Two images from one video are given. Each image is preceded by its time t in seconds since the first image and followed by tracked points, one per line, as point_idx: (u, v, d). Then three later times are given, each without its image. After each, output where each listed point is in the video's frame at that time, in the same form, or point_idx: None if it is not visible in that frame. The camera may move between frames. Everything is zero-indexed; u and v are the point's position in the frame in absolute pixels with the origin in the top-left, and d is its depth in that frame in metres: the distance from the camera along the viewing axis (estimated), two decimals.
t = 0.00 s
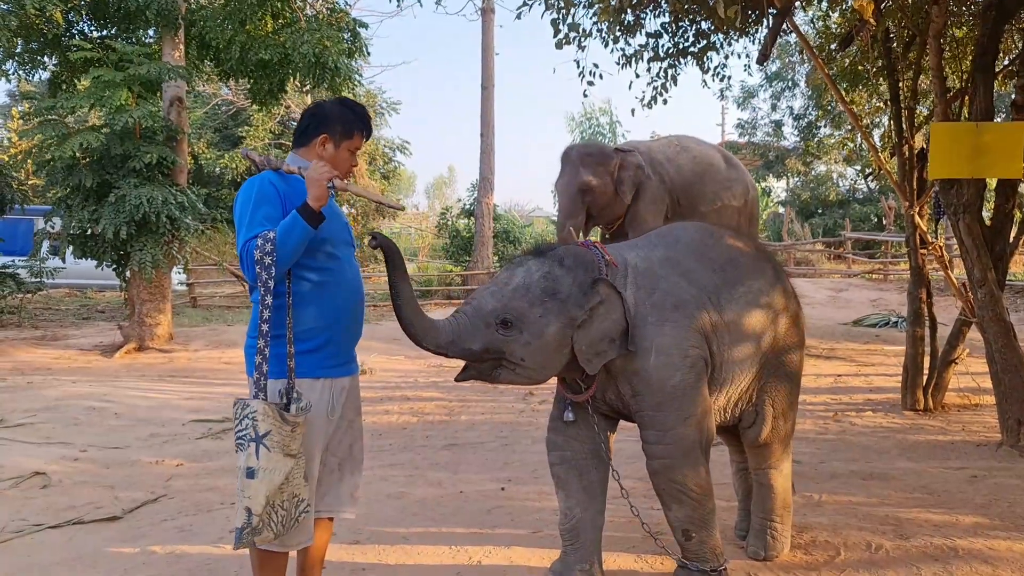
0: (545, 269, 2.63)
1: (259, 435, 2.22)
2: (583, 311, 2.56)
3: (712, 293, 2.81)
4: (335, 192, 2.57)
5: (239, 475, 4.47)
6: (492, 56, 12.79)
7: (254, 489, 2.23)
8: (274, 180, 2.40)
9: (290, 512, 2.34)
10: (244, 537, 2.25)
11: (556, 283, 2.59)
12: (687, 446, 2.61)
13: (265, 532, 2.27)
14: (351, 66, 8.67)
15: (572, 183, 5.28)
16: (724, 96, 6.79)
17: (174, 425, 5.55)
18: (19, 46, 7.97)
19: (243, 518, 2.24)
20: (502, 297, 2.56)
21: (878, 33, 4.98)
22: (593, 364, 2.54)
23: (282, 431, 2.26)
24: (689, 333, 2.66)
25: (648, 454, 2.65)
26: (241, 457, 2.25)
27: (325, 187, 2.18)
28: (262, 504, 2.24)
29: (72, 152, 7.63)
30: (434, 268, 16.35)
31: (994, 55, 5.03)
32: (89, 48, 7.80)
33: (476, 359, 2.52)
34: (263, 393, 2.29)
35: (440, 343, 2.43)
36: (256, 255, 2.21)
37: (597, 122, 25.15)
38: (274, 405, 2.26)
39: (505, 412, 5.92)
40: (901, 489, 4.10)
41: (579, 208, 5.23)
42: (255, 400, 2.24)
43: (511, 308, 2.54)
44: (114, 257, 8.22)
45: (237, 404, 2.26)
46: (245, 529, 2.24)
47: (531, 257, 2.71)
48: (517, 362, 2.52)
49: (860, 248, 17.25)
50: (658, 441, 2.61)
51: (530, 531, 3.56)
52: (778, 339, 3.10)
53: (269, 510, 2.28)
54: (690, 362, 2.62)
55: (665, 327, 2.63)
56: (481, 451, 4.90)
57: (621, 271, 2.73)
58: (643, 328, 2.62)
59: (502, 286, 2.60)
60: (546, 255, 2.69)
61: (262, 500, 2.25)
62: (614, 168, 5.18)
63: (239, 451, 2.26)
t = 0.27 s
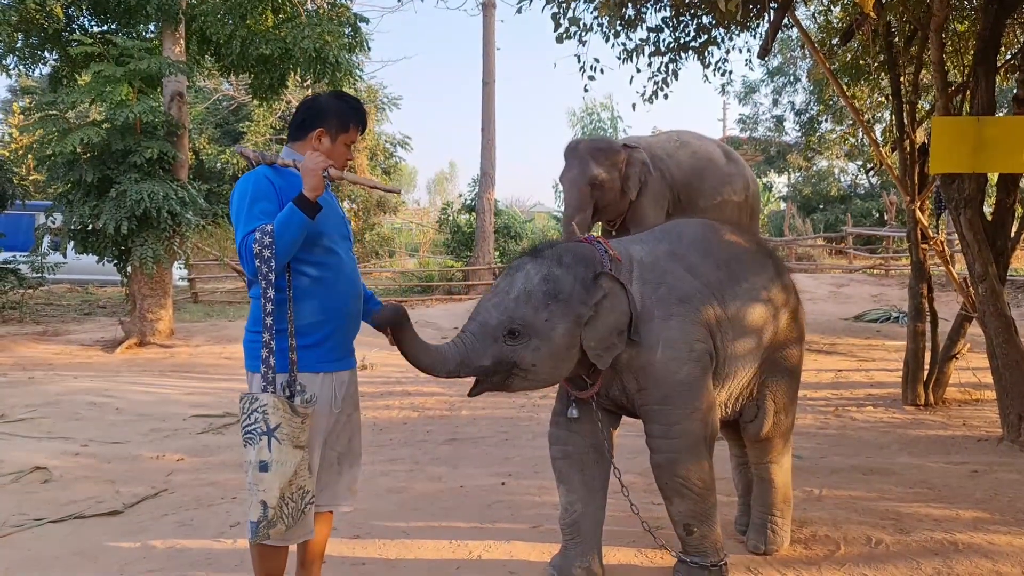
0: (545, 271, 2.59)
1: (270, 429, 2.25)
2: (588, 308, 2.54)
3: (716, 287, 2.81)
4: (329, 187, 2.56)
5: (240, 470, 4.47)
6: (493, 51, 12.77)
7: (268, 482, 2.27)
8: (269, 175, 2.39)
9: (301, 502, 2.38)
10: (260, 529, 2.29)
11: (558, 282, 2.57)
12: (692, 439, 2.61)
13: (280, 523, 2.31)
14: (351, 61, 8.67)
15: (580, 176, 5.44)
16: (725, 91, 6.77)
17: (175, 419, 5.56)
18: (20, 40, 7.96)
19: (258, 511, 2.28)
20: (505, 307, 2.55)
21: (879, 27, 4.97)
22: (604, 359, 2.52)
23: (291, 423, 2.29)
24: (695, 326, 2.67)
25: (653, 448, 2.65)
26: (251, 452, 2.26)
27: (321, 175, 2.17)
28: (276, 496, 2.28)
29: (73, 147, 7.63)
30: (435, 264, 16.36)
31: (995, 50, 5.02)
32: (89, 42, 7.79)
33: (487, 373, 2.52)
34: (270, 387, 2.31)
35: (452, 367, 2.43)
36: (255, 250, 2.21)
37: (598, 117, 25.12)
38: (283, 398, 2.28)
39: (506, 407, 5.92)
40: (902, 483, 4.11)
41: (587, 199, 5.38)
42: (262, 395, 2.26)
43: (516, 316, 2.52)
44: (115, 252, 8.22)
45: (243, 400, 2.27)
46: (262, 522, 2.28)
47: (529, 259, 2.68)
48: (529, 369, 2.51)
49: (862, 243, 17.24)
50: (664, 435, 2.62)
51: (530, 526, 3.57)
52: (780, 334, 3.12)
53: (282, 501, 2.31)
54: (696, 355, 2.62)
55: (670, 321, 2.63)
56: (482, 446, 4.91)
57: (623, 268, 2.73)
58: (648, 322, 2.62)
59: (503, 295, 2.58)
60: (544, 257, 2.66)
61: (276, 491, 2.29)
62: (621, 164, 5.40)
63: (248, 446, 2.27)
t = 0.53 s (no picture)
0: (543, 301, 2.48)
1: (279, 433, 2.26)
2: (595, 327, 2.45)
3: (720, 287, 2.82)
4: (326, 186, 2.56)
5: (241, 469, 4.48)
6: (494, 50, 12.77)
7: (282, 486, 2.27)
8: (264, 178, 2.39)
9: (309, 504, 2.39)
10: (278, 534, 2.30)
11: (560, 306, 2.46)
12: (699, 439, 2.62)
13: (295, 526, 2.32)
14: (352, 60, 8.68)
15: (590, 171, 5.44)
16: (726, 90, 6.77)
17: (176, 419, 5.57)
18: (20, 39, 7.97)
19: (275, 515, 2.28)
20: (513, 350, 2.41)
21: (880, 26, 4.97)
22: (626, 368, 2.44)
23: (297, 425, 2.30)
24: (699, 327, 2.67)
25: (660, 448, 2.66)
26: (261, 458, 2.27)
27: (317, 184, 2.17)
28: (290, 499, 2.29)
29: (73, 146, 7.63)
30: (435, 262, 16.36)
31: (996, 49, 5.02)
32: (90, 41, 7.79)
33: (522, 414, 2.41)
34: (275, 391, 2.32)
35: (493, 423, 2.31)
36: (248, 256, 2.22)
37: (598, 115, 25.12)
38: (287, 401, 2.30)
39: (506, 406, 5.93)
40: (901, 483, 4.11)
41: (597, 196, 5.40)
42: (268, 400, 2.27)
43: (530, 355, 2.39)
44: (116, 251, 8.23)
45: (247, 407, 2.28)
46: (279, 526, 2.29)
47: (522, 291, 2.55)
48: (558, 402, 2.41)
49: (862, 241, 17.24)
50: (671, 435, 2.61)
51: (530, 525, 3.58)
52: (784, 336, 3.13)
53: (295, 504, 2.32)
54: (702, 356, 2.63)
55: (676, 323, 2.64)
56: (482, 445, 4.92)
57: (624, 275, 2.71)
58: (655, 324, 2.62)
59: (510, 337, 2.44)
60: (536, 286, 2.54)
61: (290, 494, 2.30)
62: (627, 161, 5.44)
63: (257, 453, 2.27)
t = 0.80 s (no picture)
0: (547, 307, 2.57)
1: (267, 421, 2.26)
2: (598, 331, 2.53)
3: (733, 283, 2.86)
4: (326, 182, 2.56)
5: (241, 467, 4.48)
6: (494, 49, 12.76)
7: (267, 474, 2.27)
8: (264, 173, 2.40)
9: (299, 495, 2.37)
10: (263, 522, 2.29)
11: (563, 313, 2.55)
12: (707, 437, 2.63)
13: (280, 515, 2.31)
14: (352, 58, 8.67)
15: (604, 169, 5.46)
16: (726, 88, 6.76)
17: (177, 417, 5.57)
18: (20, 37, 7.98)
19: (260, 503, 2.28)
20: (521, 355, 2.52)
21: (880, 24, 4.96)
22: (628, 375, 2.51)
23: (287, 415, 2.30)
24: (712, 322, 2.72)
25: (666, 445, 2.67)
26: (249, 444, 2.28)
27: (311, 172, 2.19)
28: (276, 487, 2.28)
29: (73, 144, 7.62)
30: (435, 261, 16.36)
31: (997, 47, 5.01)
32: (90, 39, 7.78)
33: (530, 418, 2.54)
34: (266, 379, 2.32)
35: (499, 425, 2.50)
36: (243, 243, 2.22)
37: (598, 114, 25.09)
38: (277, 390, 2.30)
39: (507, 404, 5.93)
40: (902, 481, 4.11)
41: (610, 194, 5.41)
42: (258, 387, 2.28)
43: (533, 361, 2.50)
44: (116, 250, 8.23)
45: (238, 394, 2.30)
46: (264, 513, 2.28)
47: (530, 298, 2.65)
48: (564, 405, 2.51)
49: (862, 240, 17.23)
50: (678, 432, 2.63)
51: (531, 523, 3.57)
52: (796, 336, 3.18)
53: (282, 494, 2.31)
54: (713, 353, 2.66)
55: (687, 321, 2.67)
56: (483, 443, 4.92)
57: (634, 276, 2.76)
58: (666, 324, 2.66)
59: (516, 343, 2.55)
60: (543, 292, 2.64)
61: (276, 483, 2.29)
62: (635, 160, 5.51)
63: (246, 439, 2.29)
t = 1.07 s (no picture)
0: (562, 306, 2.67)
1: (239, 415, 2.23)
2: (609, 332, 2.60)
3: (754, 284, 2.93)
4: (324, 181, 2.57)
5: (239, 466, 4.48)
6: (493, 47, 12.74)
7: (231, 468, 2.23)
8: (263, 168, 2.40)
9: (271, 497, 2.30)
10: (219, 516, 2.23)
11: (576, 313, 2.64)
12: (724, 437, 2.67)
13: (242, 513, 2.24)
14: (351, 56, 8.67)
15: (612, 169, 5.58)
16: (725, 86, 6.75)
17: (175, 415, 5.56)
18: (18, 35, 7.98)
19: (219, 496, 2.23)
20: (533, 354, 2.61)
21: (880, 21, 4.95)
22: (639, 375, 2.58)
23: (263, 413, 2.26)
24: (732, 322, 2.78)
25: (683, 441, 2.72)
26: (223, 436, 2.28)
27: (314, 165, 2.21)
28: (237, 483, 2.23)
29: (71, 143, 7.61)
30: (435, 259, 16.35)
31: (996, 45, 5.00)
32: (88, 37, 7.76)
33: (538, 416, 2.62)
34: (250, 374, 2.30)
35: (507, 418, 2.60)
36: (241, 234, 2.22)
37: (598, 112, 25.05)
38: (254, 386, 2.27)
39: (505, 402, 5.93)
40: (901, 479, 4.10)
41: (619, 194, 5.55)
42: (236, 380, 2.27)
43: (544, 358, 2.59)
44: (114, 248, 8.22)
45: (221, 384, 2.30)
46: (221, 508, 2.23)
47: (547, 297, 2.76)
48: (572, 403, 2.58)
49: (862, 238, 17.21)
50: (696, 429, 2.68)
51: (529, 522, 3.57)
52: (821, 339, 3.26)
53: (246, 491, 2.25)
54: (733, 352, 2.72)
55: (705, 320, 2.73)
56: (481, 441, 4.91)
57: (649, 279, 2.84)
58: (682, 324, 2.72)
59: (530, 340, 2.65)
60: (559, 291, 2.74)
61: (238, 480, 2.24)
62: (640, 160, 5.67)
63: (221, 431, 2.29)
